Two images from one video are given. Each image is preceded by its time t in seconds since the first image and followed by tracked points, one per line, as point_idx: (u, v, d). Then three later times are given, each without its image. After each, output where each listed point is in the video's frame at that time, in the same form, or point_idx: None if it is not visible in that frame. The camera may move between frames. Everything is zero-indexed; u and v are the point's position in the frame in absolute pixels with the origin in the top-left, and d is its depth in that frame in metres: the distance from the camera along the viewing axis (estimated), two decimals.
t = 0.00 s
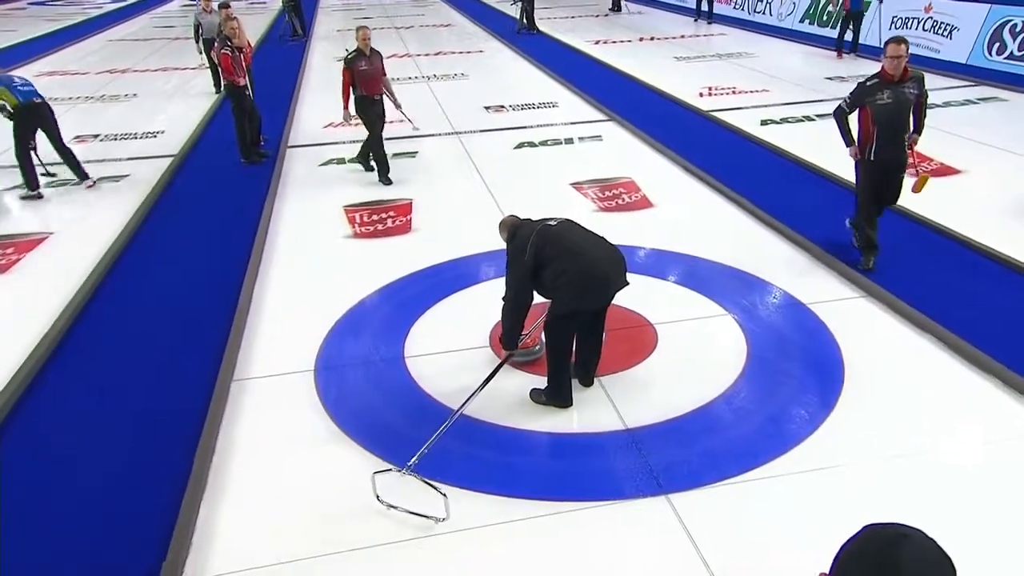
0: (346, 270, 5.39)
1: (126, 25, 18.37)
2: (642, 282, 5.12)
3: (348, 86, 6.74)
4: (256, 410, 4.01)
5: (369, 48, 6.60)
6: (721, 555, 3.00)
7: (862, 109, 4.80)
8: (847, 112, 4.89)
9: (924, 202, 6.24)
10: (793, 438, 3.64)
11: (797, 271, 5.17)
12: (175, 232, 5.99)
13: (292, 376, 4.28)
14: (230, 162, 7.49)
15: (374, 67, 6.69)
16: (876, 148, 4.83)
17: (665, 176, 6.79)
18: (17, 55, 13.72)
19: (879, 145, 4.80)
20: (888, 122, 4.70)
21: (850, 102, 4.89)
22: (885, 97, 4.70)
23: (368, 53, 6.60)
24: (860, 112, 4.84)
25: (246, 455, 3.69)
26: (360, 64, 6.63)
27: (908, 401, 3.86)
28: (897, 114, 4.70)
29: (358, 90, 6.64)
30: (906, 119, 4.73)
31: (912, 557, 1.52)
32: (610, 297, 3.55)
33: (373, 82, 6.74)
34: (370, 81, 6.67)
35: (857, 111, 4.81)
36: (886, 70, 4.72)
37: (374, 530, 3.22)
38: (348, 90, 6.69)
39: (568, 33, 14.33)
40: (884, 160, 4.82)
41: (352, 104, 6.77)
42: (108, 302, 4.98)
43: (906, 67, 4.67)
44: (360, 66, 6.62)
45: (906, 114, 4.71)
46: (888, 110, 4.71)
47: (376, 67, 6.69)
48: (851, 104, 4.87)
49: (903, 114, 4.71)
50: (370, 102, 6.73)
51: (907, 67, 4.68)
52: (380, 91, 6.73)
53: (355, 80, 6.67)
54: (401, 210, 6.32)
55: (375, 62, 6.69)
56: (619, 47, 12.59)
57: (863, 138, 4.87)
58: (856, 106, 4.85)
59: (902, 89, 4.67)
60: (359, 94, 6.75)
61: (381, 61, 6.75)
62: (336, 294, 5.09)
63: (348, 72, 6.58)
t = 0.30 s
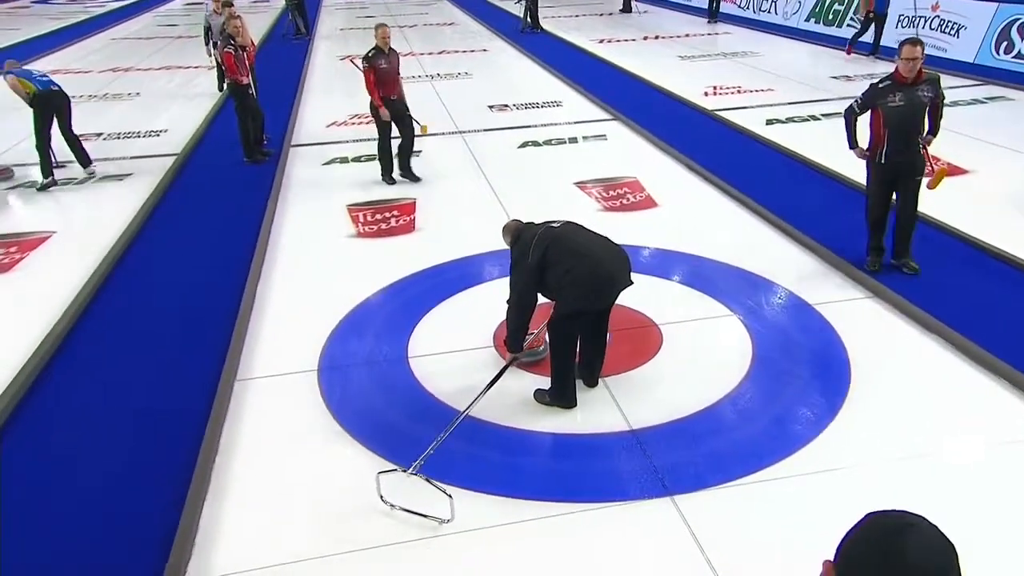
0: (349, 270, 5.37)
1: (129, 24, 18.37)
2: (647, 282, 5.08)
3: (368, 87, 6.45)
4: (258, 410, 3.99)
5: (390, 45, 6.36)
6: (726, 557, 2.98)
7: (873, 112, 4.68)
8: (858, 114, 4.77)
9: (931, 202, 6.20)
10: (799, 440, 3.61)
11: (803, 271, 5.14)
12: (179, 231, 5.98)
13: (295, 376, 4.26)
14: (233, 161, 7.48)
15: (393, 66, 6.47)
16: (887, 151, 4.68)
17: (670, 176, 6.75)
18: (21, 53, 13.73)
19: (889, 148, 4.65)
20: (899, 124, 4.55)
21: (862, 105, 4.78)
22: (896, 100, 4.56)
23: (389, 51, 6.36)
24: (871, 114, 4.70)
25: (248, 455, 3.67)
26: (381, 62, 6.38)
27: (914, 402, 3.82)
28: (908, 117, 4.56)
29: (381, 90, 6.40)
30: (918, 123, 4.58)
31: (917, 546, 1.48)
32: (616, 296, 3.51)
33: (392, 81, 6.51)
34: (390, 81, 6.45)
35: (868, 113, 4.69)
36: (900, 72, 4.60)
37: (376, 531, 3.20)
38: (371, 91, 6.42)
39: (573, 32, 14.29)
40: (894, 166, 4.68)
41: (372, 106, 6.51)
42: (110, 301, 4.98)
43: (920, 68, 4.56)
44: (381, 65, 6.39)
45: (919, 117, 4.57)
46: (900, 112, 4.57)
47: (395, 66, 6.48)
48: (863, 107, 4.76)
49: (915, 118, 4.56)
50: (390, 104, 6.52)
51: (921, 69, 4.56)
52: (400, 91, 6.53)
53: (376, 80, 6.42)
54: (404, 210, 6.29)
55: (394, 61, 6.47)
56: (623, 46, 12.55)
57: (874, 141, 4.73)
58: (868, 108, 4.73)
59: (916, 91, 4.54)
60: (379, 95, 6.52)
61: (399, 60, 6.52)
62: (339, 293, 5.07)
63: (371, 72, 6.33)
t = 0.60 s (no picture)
0: (353, 270, 5.36)
1: (133, 23, 18.38)
2: (651, 282, 5.08)
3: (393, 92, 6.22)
4: (263, 409, 3.99)
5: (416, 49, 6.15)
6: (730, 558, 2.97)
7: (889, 115, 4.60)
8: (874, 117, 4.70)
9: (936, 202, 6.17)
10: (804, 441, 3.59)
11: (808, 271, 5.12)
12: (183, 231, 5.98)
13: (300, 375, 4.26)
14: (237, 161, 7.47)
15: (419, 71, 6.25)
16: (901, 156, 4.60)
17: (674, 176, 6.74)
18: (25, 53, 13.75)
19: (903, 152, 4.58)
20: (914, 129, 4.48)
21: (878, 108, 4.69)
22: (912, 103, 4.48)
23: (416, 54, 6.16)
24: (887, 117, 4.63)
25: (252, 454, 3.67)
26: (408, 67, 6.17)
27: (920, 403, 3.81)
28: (924, 122, 4.47)
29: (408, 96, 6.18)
30: (935, 128, 4.48)
31: (905, 533, 1.47)
32: (620, 295, 3.50)
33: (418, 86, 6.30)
34: (418, 86, 6.24)
35: (883, 116, 4.61)
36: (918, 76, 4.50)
37: (380, 531, 3.20)
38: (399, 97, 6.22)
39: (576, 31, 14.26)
40: (910, 171, 4.58)
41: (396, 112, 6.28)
42: (113, 301, 4.99)
43: (939, 72, 4.45)
44: (408, 70, 6.17)
45: (936, 122, 4.47)
46: (915, 117, 4.49)
47: (421, 71, 6.27)
48: (879, 110, 4.68)
49: (932, 123, 4.47)
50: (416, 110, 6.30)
51: (940, 73, 4.46)
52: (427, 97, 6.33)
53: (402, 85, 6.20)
54: (408, 209, 6.29)
55: (420, 65, 6.27)
56: (627, 45, 12.51)
57: (888, 145, 4.66)
58: (885, 111, 4.65)
59: (934, 95, 4.43)
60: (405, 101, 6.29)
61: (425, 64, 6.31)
62: (343, 293, 5.07)
63: (399, 77, 6.10)
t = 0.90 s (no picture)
0: (359, 269, 5.37)
1: (140, 22, 18.47)
2: (656, 282, 5.06)
3: (418, 90, 6.23)
4: (269, 408, 4.00)
5: (441, 48, 6.10)
6: (735, 559, 2.96)
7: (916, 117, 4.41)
8: (900, 121, 4.52)
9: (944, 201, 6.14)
10: (811, 442, 3.57)
11: (814, 271, 5.10)
12: (189, 230, 5.99)
13: (305, 374, 4.27)
14: (243, 160, 7.48)
15: (446, 69, 6.17)
16: (927, 159, 4.41)
17: (680, 176, 6.73)
18: (33, 52, 13.81)
19: (930, 156, 4.38)
20: (942, 131, 4.28)
21: (906, 111, 4.52)
22: (940, 104, 4.29)
23: (440, 53, 6.10)
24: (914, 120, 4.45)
25: (258, 453, 3.68)
26: (431, 65, 6.13)
27: (926, 403, 3.78)
28: (954, 124, 4.27)
29: (429, 94, 6.16)
30: (965, 131, 4.28)
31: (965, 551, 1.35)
32: (626, 295, 3.48)
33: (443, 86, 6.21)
34: (441, 84, 6.17)
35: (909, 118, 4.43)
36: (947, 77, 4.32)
37: (385, 530, 3.20)
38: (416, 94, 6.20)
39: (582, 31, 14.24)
40: (936, 175, 4.39)
41: (422, 110, 6.29)
42: (118, 300, 5.00)
43: (970, 73, 4.25)
44: (432, 68, 6.12)
45: (965, 125, 4.27)
46: (943, 118, 4.29)
47: (448, 69, 6.19)
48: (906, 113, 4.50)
49: (961, 125, 4.27)
50: (439, 108, 6.25)
51: (971, 74, 4.25)
52: (452, 95, 6.23)
53: (425, 83, 6.18)
54: (414, 208, 6.29)
55: (448, 63, 6.18)
56: (633, 45, 12.50)
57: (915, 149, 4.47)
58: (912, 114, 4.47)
59: (964, 97, 4.24)
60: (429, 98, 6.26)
61: (454, 65, 6.24)
62: (348, 293, 5.06)
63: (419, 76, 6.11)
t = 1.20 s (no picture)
0: (367, 268, 5.36)
1: (149, 21, 18.55)
2: (665, 282, 5.05)
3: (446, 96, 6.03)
4: (277, 407, 4.00)
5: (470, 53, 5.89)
6: (743, 561, 2.95)
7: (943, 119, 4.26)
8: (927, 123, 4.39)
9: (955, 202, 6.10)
10: (822, 444, 3.55)
11: (823, 271, 5.08)
12: (197, 229, 6.00)
13: (314, 373, 4.27)
14: (251, 159, 7.49)
15: (475, 74, 5.97)
16: (952, 162, 4.27)
17: (689, 176, 6.71)
18: (44, 51, 13.89)
19: (955, 158, 4.24)
20: (969, 132, 4.14)
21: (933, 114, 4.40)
22: (966, 105, 4.17)
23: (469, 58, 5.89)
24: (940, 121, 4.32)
25: (267, 452, 3.68)
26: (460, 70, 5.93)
27: (938, 405, 3.75)
28: (981, 126, 4.14)
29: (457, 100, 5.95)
30: (992, 133, 4.14)
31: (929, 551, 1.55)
32: (635, 295, 3.48)
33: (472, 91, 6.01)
34: (469, 90, 5.97)
35: (935, 119, 4.29)
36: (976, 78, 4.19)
37: (393, 530, 3.19)
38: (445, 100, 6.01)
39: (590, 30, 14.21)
40: (960, 178, 4.25)
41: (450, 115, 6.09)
42: (127, 299, 5.01)
43: (1000, 74, 4.11)
44: (460, 74, 5.93)
45: (992, 126, 4.13)
46: (970, 119, 4.16)
47: (477, 75, 5.99)
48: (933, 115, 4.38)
49: (989, 126, 4.13)
50: (468, 115, 6.03)
51: (1002, 75, 4.12)
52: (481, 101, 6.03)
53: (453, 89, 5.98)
54: (422, 208, 6.28)
55: (477, 68, 5.97)
56: (641, 44, 12.47)
57: (941, 151, 4.32)
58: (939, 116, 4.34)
59: (993, 98, 4.10)
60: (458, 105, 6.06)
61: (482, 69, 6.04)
62: (356, 292, 5.06)
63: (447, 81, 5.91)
